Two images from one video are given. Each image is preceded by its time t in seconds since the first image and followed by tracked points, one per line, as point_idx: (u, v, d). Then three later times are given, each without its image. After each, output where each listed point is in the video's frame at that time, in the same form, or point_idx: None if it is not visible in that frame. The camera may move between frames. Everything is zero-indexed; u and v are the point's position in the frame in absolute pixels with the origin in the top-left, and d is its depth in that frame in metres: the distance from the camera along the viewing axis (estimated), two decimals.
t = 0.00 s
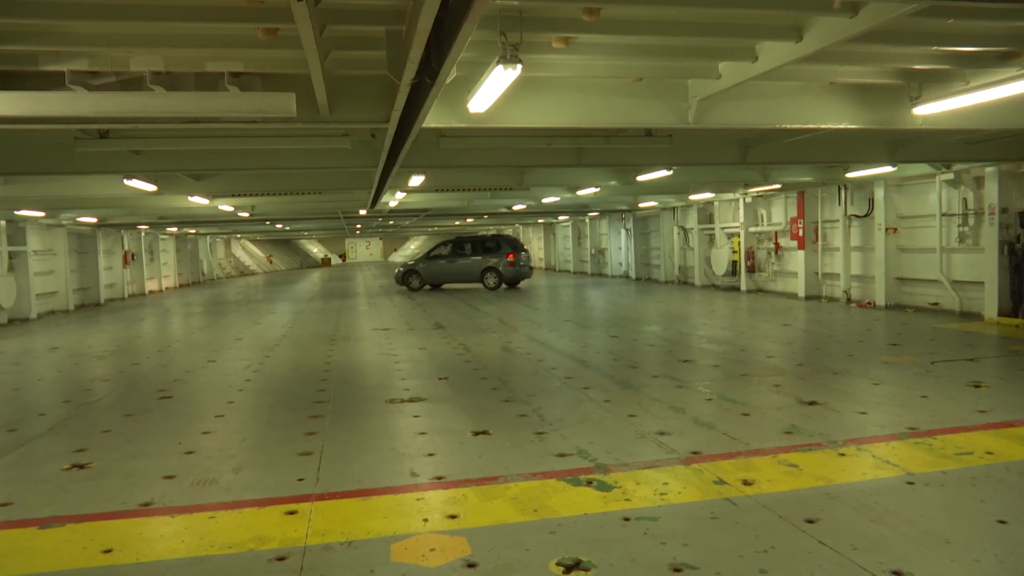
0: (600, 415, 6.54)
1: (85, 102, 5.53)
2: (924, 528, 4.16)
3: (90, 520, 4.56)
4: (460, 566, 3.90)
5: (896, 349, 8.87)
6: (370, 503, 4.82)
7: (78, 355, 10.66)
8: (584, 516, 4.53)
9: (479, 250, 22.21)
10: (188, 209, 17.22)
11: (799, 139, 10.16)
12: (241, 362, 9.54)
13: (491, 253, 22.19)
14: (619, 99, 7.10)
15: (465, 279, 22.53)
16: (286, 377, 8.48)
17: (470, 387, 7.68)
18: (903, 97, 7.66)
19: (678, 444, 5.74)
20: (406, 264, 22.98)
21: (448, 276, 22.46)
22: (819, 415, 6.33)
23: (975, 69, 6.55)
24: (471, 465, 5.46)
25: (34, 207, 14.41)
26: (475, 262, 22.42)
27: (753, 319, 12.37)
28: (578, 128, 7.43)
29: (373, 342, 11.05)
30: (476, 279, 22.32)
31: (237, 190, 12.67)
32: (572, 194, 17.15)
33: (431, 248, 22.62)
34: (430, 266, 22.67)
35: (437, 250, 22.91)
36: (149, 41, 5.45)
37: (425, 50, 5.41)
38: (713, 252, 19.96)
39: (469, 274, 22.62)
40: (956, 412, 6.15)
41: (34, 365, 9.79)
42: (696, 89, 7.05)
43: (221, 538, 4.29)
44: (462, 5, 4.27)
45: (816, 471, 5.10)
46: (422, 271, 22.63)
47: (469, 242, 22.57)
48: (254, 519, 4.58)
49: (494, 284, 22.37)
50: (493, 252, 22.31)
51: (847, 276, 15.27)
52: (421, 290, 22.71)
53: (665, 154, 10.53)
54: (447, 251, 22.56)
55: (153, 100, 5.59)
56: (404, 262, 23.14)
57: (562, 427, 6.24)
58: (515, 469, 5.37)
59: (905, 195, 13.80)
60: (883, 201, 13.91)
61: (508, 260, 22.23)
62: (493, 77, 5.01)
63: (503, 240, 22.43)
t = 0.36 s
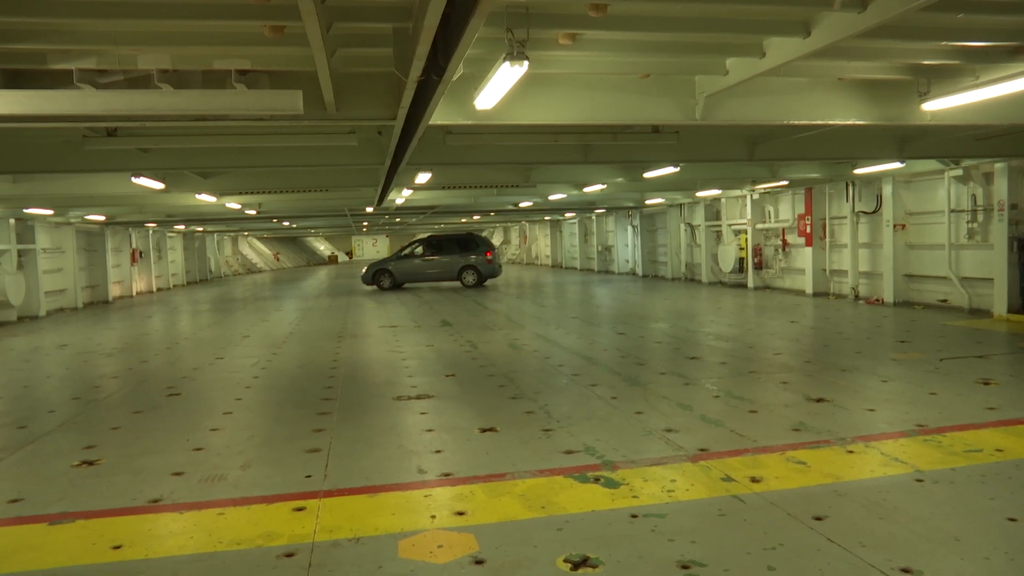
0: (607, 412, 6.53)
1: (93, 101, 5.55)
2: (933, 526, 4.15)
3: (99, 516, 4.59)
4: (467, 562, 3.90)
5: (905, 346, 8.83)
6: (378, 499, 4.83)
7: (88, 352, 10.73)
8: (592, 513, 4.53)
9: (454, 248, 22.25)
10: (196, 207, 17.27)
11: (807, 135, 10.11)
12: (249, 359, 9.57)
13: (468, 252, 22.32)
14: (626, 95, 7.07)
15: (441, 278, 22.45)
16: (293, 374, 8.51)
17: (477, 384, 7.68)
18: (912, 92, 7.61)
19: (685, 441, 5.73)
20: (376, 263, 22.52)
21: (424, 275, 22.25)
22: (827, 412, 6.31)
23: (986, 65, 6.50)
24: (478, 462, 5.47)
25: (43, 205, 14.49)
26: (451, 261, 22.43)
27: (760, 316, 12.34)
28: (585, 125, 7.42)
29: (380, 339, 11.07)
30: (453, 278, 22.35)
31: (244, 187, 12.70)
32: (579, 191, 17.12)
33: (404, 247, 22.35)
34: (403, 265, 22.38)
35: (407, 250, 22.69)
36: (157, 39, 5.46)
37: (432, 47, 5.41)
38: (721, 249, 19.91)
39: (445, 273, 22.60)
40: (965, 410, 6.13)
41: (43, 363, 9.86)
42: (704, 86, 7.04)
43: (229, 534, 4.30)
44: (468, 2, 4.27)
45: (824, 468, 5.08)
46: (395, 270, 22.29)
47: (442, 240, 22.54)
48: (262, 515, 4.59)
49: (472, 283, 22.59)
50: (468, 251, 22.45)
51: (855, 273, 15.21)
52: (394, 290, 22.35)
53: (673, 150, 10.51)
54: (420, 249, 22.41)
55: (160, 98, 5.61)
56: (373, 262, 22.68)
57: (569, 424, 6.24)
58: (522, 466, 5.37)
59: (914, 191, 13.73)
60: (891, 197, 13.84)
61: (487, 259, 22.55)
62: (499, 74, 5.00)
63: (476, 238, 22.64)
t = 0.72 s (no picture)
0: (613, 413, 6.52)
1: (100, 104, 5.57)
2: (942, 526, 4.12)
3: (107, 518, 4.60)
4: (474, 564, 3.90)
5: (912, 345, 8.79)
6: (384, 501, 4.83)
7: (95, 354, 10.77)
8: (598, 514, 4.53)
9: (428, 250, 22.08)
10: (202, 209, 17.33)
11: (813, 134, 10.09)
12: (256, 361, 9.59)
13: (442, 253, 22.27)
14: (631, 95, 7.06)
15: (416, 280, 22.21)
16: (299, 375, 8.52)
17: (483, 385, 7.68)
18: (918, 91, 7.58)
19: (692, 442, 5.72)
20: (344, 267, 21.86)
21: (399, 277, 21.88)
22: (834, 412, 6.29)
23: (994, 63, 6.47)
24: (484, 463, 5.46)
25: (50, 208, 14.55)
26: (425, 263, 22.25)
27: (766, 316, 12.31)
28: (590, 125, 7.42)
29: (386, 340, 11.09)
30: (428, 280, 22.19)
31: (249, 189, 12.73)
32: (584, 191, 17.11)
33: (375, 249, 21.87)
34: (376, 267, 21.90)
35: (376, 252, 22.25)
36: (162, 42, 5.48)
37: (437, 48, 5.41)
38: (726, 249, 19.86)
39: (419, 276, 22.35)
40: (974, 409, 6.09)
41: (51, 365, 9.89)
42: (709, 85, 7.03)
43: (236, 536, 4.31)
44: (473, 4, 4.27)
45: (831, 468, 5.07)
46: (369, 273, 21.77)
47: (414, 242, 22.31)
48: (269, 517, 4.60)
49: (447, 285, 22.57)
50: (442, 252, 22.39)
51: (861, 272, 15.16)
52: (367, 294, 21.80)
53: (678, 150, 10.50)
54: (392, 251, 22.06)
55: (166, 101, 5.63)
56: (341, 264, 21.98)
57: (575, 425, 6.23)
58: (529, 467, 5.37)
59: (921, 190, 13.68)
60: (898, 196, 13.80)
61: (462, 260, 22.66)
62: (504, 74, 5.00)
63: (447, 240, 22.61)
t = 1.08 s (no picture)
0: (617, 409, 6.52)
1: (106, 98, 5.58)
2: (946, 524, 4.12)
3: (112, 510, 4.62)
4: (478, 559, 3.90)
5: (917, 343, 8.78)
6: (388, 495, 4.85)
7: (101, 348, 10.80)
8: (602, 509, 4.53)
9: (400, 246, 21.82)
10: (208, 203, 17.36)
11: (819, 131, 10.05)
12: (261, 355, 9.62)
13: (416, 249, 22.13)
14: (637, 91, 7.04)
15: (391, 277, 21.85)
16: (304, 370, 8.54)
17: (487, 380, 7.69)
18: (926, 88, 7.54)
19: (696, 438, 5.72)
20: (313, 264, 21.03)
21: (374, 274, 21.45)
22: (838, 409, 6.28)
23: (1004, 60, 6.43)
24: (488, 459, 5.47)
25: (57, 201, 14.59)
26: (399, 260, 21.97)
27: (771, 313, 12.29)
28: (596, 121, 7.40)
29: (390, 335, 11.09)
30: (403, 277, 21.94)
31: (255, 184, 12.75)
32: (590, 188, 17.09)
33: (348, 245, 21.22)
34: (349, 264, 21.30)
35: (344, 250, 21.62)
36: (169, 36, 5.47)
37: (443, 43, 5.41)
38: (731, 246, 19.82)
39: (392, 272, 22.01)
40: (978, 408, 6.08)
41: (57, 358, 9.94)
42: (715, 81, 7.00)
43: (240, 529, 4.32)
44: None
45: (836, 466, 5.06)
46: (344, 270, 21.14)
47: (385, 238, 21.95)
48: (274, 510, 4.62)
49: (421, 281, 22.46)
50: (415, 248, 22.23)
51: (867, 271, 15.12)
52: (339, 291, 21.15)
53: (684, 147, 10.48)
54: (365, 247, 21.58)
55: (173, 95, 5.63)
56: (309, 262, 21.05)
57: (579, 421, 6.24)
58: (533, 462, 5.37)
59: (927, 188, 13.63)
60: (904, 193, 13.73)
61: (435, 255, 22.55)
62: (510, 70, 5.00)
63: (417, 236, 22.44)
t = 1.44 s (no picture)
0: (622, 405, 6.51)
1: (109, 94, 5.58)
2: (952, 520, 4.11)
3: (118, 506, 4.64)
4: (482, 554, 3.91)
5: (923, 338, 8.75)
6: (393, 490, 4.85)
7: (106, 344, 10.83)
8: (606, 505, 4.53)
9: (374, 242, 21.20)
10: (213, 199, 17.38)
11: (824, 125, 10.01)
12: (265, 351, 9.63)
13: (391, 245, 21.64)
14: (642, 85, 7.02)
15: (368, 275, 21.25)
16: (308, 366, 8.55)
17: (491, 376, 7.68)
18: (932, 82, 7.50)
19: (700, 434, 5.71)
20: (287, 263, 19.97)
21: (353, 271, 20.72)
22: (844, 404, 6.26)
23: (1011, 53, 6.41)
24: (492, 454, 5.47)
25: (61, 198, 14.62)
26: (374, 257, 21.39)
27: (776, 308, 12.27)
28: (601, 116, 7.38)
29: (395, 331, 11.11)
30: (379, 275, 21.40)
31: (259, 180, 12.75)
32: (594, 183, 17.07)
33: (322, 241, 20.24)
34: (325, 262, 20.43)
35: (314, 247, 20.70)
36: (172, 32, 5.46)
37: (447, 38, 5.39)
38: (736, 241, 19.75)
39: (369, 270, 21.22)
40: (984, 403, 6.06)
41: (62, 354, 9.97)
42: (719, 76, 6.97)
43: (246, 525, 4.33)
44: None
45: (841, 461, 5.05)
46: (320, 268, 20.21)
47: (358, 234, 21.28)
48: (279, 506, 4.63)
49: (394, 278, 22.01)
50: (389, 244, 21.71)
51: (872, 265, 15.08)
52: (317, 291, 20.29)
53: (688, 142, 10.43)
54: (340, 244, 20.79)
55: (176, 91, 5.62)
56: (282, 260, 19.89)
57: (584, 417, 6.23)
58: (537, 458, 5.37)
59: (933, 182, 13.57)
60: (909, 188, 13.69)
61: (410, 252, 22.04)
62: (514, 64, 4.96)
63: (389, 232, 21.90)
